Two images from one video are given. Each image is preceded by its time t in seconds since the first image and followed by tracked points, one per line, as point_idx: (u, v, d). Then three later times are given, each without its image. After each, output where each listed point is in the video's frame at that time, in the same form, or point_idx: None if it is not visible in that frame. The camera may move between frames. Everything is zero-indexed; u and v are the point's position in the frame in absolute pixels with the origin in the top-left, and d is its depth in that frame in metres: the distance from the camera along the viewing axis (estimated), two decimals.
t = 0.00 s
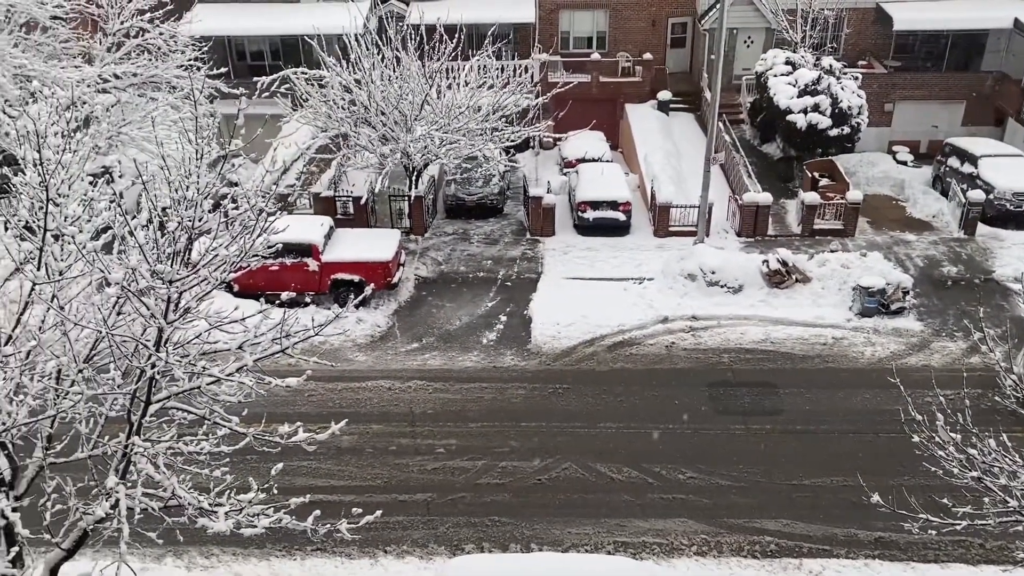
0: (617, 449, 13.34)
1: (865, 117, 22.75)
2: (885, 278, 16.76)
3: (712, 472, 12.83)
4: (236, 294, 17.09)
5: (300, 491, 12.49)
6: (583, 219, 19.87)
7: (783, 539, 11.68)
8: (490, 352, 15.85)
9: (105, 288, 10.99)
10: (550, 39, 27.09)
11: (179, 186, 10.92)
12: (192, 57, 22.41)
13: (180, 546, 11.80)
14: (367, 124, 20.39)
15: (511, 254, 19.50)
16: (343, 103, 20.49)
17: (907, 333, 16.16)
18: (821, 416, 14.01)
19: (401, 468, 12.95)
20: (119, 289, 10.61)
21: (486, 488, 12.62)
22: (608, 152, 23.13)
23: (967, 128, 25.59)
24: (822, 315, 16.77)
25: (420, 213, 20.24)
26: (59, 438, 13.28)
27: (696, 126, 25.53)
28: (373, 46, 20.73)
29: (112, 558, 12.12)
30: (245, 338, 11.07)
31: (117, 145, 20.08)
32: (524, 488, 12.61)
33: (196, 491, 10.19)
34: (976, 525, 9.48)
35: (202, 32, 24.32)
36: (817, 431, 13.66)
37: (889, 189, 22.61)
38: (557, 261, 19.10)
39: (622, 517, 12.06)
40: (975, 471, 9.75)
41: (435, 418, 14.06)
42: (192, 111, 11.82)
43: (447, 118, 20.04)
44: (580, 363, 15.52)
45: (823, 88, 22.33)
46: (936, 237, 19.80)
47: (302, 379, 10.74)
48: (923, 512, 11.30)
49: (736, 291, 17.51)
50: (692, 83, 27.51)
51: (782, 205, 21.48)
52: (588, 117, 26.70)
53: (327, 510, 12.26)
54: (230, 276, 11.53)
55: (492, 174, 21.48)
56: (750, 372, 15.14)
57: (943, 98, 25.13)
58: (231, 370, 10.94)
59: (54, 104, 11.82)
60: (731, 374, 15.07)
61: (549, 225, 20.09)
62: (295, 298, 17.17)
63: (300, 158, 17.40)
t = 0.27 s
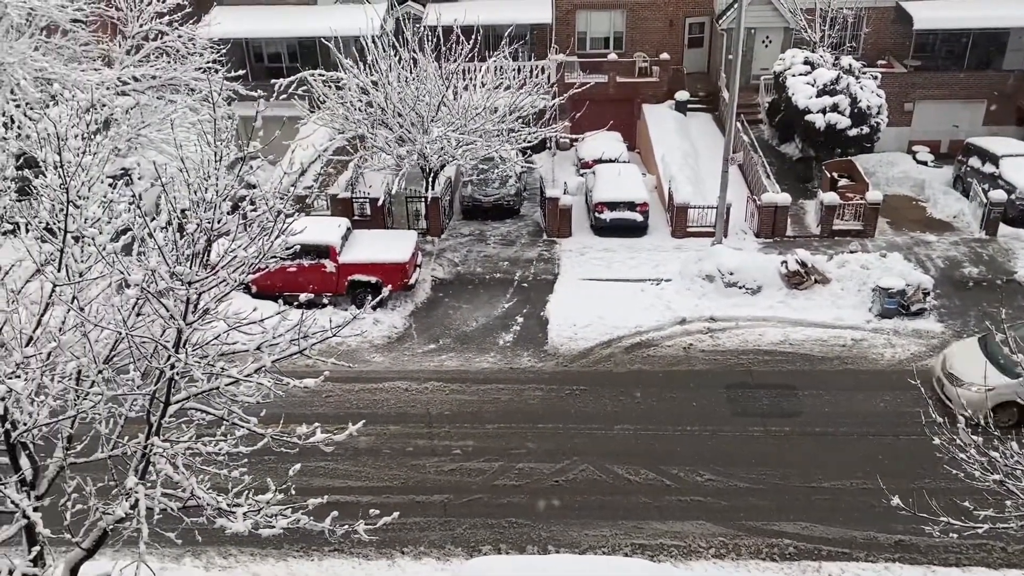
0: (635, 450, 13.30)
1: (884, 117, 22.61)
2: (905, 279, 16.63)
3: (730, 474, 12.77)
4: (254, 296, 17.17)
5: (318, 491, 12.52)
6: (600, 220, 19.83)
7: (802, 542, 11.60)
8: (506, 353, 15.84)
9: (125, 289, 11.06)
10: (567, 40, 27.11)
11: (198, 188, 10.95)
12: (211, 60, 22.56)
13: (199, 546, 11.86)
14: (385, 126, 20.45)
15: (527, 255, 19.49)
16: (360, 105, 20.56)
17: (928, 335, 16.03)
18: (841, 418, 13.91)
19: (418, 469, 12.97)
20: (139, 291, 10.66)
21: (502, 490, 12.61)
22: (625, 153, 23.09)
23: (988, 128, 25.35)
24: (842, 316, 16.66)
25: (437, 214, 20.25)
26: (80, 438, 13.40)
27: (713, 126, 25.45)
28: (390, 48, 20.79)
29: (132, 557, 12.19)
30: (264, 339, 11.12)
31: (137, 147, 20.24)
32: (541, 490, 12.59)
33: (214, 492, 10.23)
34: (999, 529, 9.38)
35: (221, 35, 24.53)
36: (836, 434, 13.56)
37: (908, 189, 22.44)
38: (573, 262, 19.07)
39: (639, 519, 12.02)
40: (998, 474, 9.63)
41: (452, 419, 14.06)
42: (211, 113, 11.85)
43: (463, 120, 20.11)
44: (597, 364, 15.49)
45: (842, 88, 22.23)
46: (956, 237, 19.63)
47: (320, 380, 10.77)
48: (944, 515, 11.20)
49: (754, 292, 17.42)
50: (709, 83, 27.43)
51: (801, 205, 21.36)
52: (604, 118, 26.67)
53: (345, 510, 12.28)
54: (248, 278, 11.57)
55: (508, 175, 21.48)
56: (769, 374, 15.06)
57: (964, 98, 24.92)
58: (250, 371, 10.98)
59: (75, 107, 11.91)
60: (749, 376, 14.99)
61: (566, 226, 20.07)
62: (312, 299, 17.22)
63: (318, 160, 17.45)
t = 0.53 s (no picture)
0: (650, 451, 13.28)
1: (901, 116, 22.48)
2: (922, 279, 16.53)
3: (746, 475, 12.72)
4: (270, 296, 17.26)
5: (333, 490, 12.56)
6: (615, 220, 19.81)
7: (818, 543, 11.55)
8: (521, 354, 15.84)
9: (142, 290, 11.12)
10: (582, 39, 27.11)
11: (214, 189, 11.00)
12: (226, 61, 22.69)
13: (214, 545, 11.92)
14: (399, 126, 20.51)
15: (542, 255, 19.49)
16: (375, 105, 20.64)
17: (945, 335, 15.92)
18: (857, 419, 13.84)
19: (432, 469, 12.99)
20: (156, 291, 10.72)
21: (517, 490, 12.61)
22: (639, 152, 23.06)
23: (1007, 127, 25.15)
24: (858, 317, 16.57)
25: (451, 214, 20.24)
26: (98, 437, 13.51)
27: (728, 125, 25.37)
28: (404, 48, 20.85)
29: (149, 556, 12.28)
30: (279, 339, 11.18)
31: (153, 148, 20.40)
32: (555, 490, 12.58)
33: (230, 491, 10.28)
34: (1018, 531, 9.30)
35: (236, 36, 24.69)
36: (853, 435, 13.49)
37: (925, 189, 22.30)
38: (588, 262, 19.06)
39: (654, 520, 11.99)
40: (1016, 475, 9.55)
41: (467, 419, 14.08)
42: (227, 114, 11.90)
43: (478, 120, 20.15)
44: (611, 365, 15.47)
45: (858, 86, 22.13)
46: (974, 237, 19.48)
47: (336, 380, 10.81)
48: (962, 517, 11.12)
49: (770, 293, 17.36)
50: (724, 82, 27.36)
51: (817, 205, 21.26)
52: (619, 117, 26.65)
53: (360, 510, 12.31)
54: (264, 278, 11.62)
55: (522, 176, 21.49)
56: (784, 374, 15.01)
57: (982, 97, 24.74)
58: (265, 370, 11.03)
59: (93, 108, 12.00)
60: (764, 376, 14.94)
61: (580, 226, 20.06)
62: (327, 299, 17.29)
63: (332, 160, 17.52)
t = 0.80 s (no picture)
0: (663, 450, 13.27)
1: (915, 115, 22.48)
2: (937, 279, 16.44)
3: (759, 476, 12.68)
4: (283, 295, 17.33)
5: (346, 489, 12.60)
6: (627, 219, 19.79)
7: (831, 543, 11.50)
8: (533, 353, 15.85)
9: (156, 288, 11.17)
10: (594, 38, 27.09)
11: (228, 188, 11.05)
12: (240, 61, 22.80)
13: (228, 543, 11.97)
14: (411, 125, 20.56)
15: (554, 254, 19.48)
16: (387, 105, 20.71)
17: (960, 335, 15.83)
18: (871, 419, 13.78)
19: (444, 468, 13.01)
20: (170, 290, 10.77)
21: (529, 489, 12.62)
22: (651, 151, 23.03)
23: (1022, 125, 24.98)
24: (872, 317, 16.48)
25: (463, 213, 20.28)
26: (114, 434, 13.61)
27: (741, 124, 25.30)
28: (417, 48, 20.89)
29: (164, 553, 12.35)
30: (293, 338, 11.21)
31: (167, 147, 20.54)
32: (568, 489, 12.58)
33: (244, 489, 10.32)
34: None
35: (249, 36, 24.81)
36: (866, 435, 13.43)
37: (939, 188, 22.18)
38: (600, 261, 19.04)
39: (666, 519, 11.98)
40: None
41: (480, 418, 14.10)
42: (242, 114, 11.95)
43: (490, 119, 20.17)
44: (624, 364, 15.46)
45: (872, 85, 22.13)
46: (989, 236, 19.36)
47: (349, 379, 10.84)
48: (977, 518, 11.05)
49: (783, 292, 17.31)
50: (737, 81, 27.29)
51: (830, 204, 21.18)
52: (631, 116, 26.63)
53: (373, 508, 12.34)
54: (278, 277, 11.66)
55: (535, 175, 21.49)
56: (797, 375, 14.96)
57: (997, 95, 24.58)
58: (280, 369, 11.07)
59: (109, 108, 12.08)
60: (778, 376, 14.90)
61: (593, 225, 20.04)
62: (340, 299, 17.35)
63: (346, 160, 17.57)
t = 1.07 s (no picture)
0: (673, 449, 13.25)
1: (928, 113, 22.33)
2: (949, 278, 16.36)
3: (769, 475, 12.66)
4: (294, 294, 17.39)
5: (356, 487, 12.62)
6: (638, 218, 19.78)
7: (842, 543, 11.47)
8: (543, 352, 15.85)
9: (167, 286, 11.20)
10: (604, 37, 27.07)
11: (239, 187, 11.08)
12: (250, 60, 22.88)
13: (238, 540, 12.01)
14: (422, 124, 20.61)
15: (564, 253, 19.47)
16: (397, 104, 20.75)
17: (972, 335, 15.76)
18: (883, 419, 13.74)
19: (454, 467, 13.02)
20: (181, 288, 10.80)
21: (538, 488, 12.62)
22: (662, 150, 23.00)
23: None
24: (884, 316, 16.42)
25: (474, 212, 20.31)
26: (127, 431, 13.68)
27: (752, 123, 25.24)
28: (427, 47, 20.93)
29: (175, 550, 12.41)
30: (304, 336, 11.25)
31: (178, 146, 20.63)
32: (577, 488, 12.58)
33: (254, 487, 10.35)
34: None
35: (260, 35, 24.89)
36: (876, 435, 13.40)
37: (951, 187, 22.08)
38: (610, 260, 19.03)
39: (676, 519, 11.96)
40: None
41: (490, 417, 14.11)
42: (253, 112, 11.99)
43: (500, 118, 20.19)
44: (634, 363, 15.44)
45: (885, 83, 21.92)
46: (1001, 235, 19.27)
47: (360, 377, 10.88)
48: (989, 518, 11.00)
49: (794, 291, 17.28)
50: (748, 79, 27.23)
51: (842, 203, 21.11)
52: (642, 115, 26.61)
53: (384, 507, 12.36)
54: (289, 275, 11.68)
55: (545, 174, 21.50)
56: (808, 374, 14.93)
57: (1010, 94, 24.46)
58: (291, 367, 11.11)
59: (121, 106, 12.14)
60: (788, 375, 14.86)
61: (602, 224, 20.03)
62: (351, 297, 17.39)
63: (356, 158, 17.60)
